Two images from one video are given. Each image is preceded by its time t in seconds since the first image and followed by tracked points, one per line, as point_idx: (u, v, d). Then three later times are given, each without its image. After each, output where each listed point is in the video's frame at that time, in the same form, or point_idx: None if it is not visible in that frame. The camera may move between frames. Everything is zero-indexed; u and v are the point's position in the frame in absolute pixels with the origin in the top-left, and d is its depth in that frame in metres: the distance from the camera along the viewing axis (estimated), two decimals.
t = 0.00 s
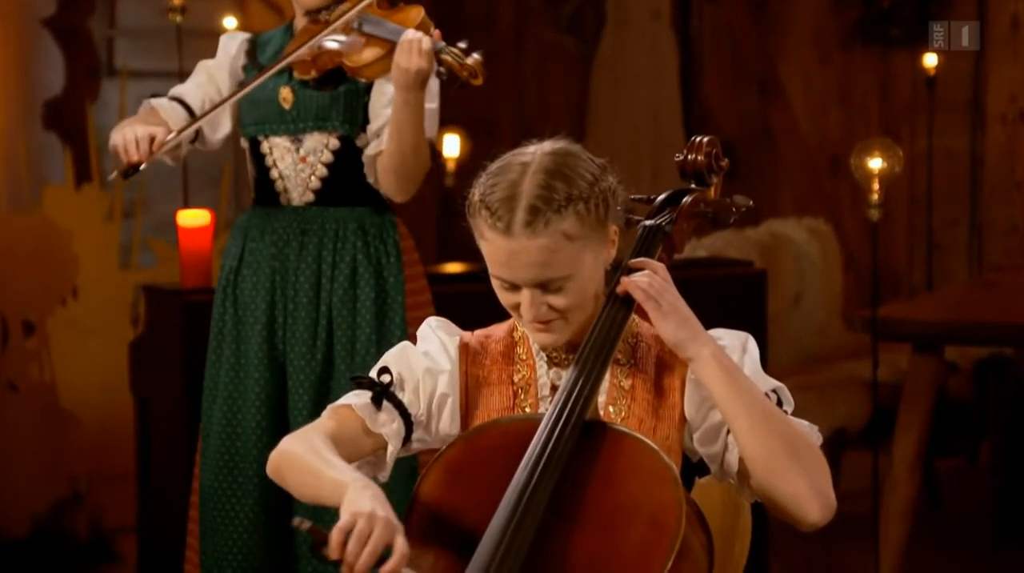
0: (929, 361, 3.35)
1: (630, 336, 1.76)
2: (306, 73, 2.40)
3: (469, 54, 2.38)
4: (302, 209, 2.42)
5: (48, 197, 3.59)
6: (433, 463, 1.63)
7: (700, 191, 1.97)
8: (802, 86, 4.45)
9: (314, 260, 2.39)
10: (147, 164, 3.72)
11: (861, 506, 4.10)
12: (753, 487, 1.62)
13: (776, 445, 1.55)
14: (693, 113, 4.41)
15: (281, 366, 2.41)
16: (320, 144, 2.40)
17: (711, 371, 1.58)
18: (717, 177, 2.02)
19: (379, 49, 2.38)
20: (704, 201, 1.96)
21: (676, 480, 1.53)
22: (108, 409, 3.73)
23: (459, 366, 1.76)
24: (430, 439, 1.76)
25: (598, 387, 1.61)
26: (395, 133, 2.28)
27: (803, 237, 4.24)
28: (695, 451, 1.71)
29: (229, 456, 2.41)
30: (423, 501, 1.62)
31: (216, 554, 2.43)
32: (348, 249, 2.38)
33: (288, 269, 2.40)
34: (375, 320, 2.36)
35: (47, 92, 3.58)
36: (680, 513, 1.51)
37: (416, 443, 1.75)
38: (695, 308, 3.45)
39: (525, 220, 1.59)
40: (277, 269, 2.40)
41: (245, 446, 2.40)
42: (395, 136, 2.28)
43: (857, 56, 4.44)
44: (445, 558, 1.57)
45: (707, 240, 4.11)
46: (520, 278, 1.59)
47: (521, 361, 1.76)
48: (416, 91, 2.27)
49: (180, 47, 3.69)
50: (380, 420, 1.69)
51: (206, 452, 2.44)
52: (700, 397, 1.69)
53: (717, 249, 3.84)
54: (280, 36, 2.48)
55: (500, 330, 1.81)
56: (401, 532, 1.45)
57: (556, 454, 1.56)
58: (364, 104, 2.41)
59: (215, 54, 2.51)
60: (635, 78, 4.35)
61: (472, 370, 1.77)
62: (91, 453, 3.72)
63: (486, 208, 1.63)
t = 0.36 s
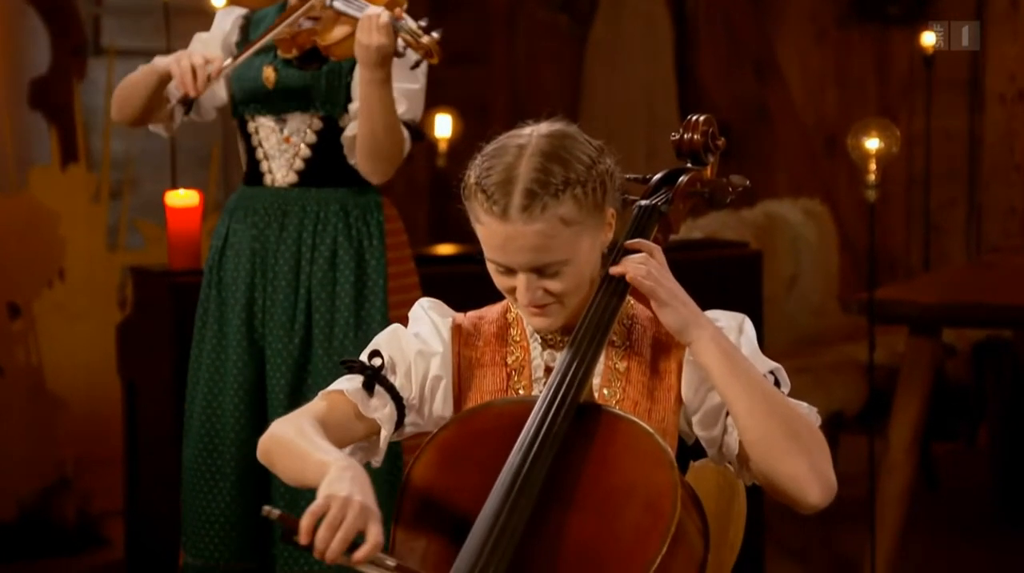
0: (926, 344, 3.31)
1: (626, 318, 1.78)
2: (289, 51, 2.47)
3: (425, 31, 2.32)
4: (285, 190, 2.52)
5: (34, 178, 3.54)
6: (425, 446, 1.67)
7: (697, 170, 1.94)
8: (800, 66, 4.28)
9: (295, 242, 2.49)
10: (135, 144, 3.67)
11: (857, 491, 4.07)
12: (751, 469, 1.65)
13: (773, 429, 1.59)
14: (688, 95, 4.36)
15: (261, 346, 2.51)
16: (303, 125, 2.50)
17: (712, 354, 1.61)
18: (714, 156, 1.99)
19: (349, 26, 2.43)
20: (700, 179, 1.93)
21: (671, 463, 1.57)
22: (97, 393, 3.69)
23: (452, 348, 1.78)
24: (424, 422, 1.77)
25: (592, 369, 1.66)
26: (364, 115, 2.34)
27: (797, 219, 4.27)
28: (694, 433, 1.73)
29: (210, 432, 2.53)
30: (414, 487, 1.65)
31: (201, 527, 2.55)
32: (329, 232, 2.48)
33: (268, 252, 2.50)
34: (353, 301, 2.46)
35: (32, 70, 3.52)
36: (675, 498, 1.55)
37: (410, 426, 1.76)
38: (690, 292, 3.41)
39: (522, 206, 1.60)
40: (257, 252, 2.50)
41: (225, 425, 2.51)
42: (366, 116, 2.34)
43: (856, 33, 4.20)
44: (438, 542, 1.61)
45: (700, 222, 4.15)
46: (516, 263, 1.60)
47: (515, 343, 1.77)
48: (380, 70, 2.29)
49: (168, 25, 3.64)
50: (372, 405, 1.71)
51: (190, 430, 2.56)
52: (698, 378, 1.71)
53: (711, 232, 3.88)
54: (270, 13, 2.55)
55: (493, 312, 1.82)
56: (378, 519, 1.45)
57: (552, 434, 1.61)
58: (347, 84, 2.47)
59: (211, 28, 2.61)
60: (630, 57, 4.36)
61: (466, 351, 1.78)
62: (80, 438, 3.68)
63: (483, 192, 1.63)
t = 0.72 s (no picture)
0: (923, 321, 3.26)
1: (621, 294, 1.72)
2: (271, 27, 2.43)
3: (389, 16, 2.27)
4: (269, 166, 2.46)
5: (17, 155, 3.49)
6: (418, 423, 1.61)
7: (692, 145, 1.88)
8: (796, 40, 4.28)
9: (277, 221, 2.44)
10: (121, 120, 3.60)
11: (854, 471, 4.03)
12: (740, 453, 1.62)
13: (762, 420, 1.57)
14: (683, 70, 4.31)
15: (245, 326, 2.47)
16: (288, 102, 2.44)
17: (700, 343, 1.57)
18: (709, 131, 1.92)
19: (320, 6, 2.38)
20: (695, 155, 1.87)
21: (665, 442, 1.54)
22: (83, 371, 3.64)
23: (456, 329, 1.71)
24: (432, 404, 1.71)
25: (586, 347, 1.61)
26: (344, 101, 2.29)
27: (792, 195, 4.18)
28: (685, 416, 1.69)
29: (193, 413, 2.48)
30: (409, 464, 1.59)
31: (184, 507, 2.50)
32: (312, 212, 2.43)
33: (251, 230, 2.45)
34: (335, 281, 2.42)
35: (15, 44, 3.47)
36: (669, 480, 1.52)
37: (417, 410, 1.70)
38: (684, 268, 3.35)
39: (519, 183, 1.54)
40: (241, 229, 2.45)
41: (207, 405, 2.47)
42: (344, 103, 2.29)
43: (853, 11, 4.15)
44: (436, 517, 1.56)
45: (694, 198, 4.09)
46: (512, 241, 1.55)
47: (509, 321, 1.71)
48: (348, 56, 2.25)
49: None
50: (388, 393, 1.64)
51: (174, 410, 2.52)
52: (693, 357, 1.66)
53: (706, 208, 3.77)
54: None
55: (486, 288, 1.75)
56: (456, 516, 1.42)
57: (544, 414, 1.57)
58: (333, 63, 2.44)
59: (204, 7, 2.54)
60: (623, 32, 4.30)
61: (465, 331, 1.71)
62: (65, 417, 3.63)
63: (478, 168, 1.57)
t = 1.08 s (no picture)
0: (922, 301, 3.23)
1: (618, 274, 1.68)
2: None
3: None
4: (261, 143, 2.43)
5: (6, 133, 3.45)
6: (414, 405, 1.58)
7: (691, 123, 1.84)
8: (793, 16, 4.29)
9: (266, 198, 2.41)
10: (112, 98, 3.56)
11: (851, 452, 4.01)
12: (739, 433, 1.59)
13: (764, 399, 1.54)
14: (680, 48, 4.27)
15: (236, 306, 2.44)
16: (280, 78, 2.39)
17: (702, 322, 1.54)
18: (708, 108, 1.88)
19: None
20: (694, 132, 1.84)
21: (665, 427, 1.51)
22: (75, 351, 3.62)
23: (443, 306, 1.67)
24: (416, 382, 1.68)
25: (584, 327, 1.57)
26: (330, 78, 2.24)
27: (791, 174, 4.11)
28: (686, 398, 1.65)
29: (186, 394, 2.46)
30: (404, 446, 1.56)
31: (175, 489, 2.48)
32: (301, 188, 2.39)
33: (242, 208, 2.42)
34: (322, 260, 2.38)
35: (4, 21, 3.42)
36: (666, 460, 1.49)
37: (401, 389, 1.67)
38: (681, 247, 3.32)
39: (516, 166, 1.50)
40: (232, 206, 2.43)
41: (199, 387, 2.44)
42: (330, 78, 2.24)
43: None
44: (429, 498, 1.53)
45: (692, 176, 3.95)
46: (509, 224, 1.52)
47: (506, 300, 1.67)
48: (333, 30, 2.17)
49: None
50: (366, 368, 1.61)
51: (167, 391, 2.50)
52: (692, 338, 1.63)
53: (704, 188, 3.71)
54: None
55: (482, 267, 1.72)
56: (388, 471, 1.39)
57: (541, 397, 1.53)
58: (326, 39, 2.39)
59: None
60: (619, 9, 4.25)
61: (456, 310, 1.68)
62: (57, 398, 3.61)
63: (475, 150, 1.54)
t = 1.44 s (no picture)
0: (918, 281, 3.21)
1: (614, 254, 1.66)
2: None
3: None
4: (255, 123, 2.41)
5: None
6: (411, 382, 1.57)
7: (688, 103, 1.82)
8: None
9: (259, 178, 2.39)
10: (105, 78, 3.54)
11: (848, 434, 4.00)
12: (735, 414, 1.58)
13: (760, 378, 1.52)
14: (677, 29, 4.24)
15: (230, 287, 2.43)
16: (274, 57, 2.37)
17: (696, 304, 1.52)
18: (705, 89, 1.87)
19: None
20: (691, 114, 1.82)
21: (660, 404, 1.49)
22: (70, 336, 3.61)
23: (442, 287, 1.65)
24: (421, 362, 1.66)
25: (578, 309, 1.56)
26: (320, 58, 2.23)
27: (788, 154, 4.12)
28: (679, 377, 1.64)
29: (180, 376, 2.45)
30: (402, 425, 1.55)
31: (168, 468, 2.47)
32: (295, 168, 2.37)
33: (236, 189, 2.41)
34: (316, 240, 2.37)
35: None
36: (662, 440, 1.48)
37: (407, 369, 1.65)
38: (677, 229, 3.31)
39: (510, 150, 1.49)
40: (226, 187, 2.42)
41: (193, 370, 2.43)
42: (320, 57, 2.23)
43: None
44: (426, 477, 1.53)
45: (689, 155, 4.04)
46: (502, 208, 1.50)
47: (500, 281, 1.65)
48: (320, 7, 2.17)
49: None
50: (374, 351, 1.59)
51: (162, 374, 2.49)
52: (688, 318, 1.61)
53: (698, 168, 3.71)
54: None
55: (477, 247, 1.70)
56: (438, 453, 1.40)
57: (535, 375, 1.52)
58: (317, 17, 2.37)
59: None
60: None
61: (453, 290, 1.66)
62: (51, 382, 3.60)
63: (469, 133, 1.52)
